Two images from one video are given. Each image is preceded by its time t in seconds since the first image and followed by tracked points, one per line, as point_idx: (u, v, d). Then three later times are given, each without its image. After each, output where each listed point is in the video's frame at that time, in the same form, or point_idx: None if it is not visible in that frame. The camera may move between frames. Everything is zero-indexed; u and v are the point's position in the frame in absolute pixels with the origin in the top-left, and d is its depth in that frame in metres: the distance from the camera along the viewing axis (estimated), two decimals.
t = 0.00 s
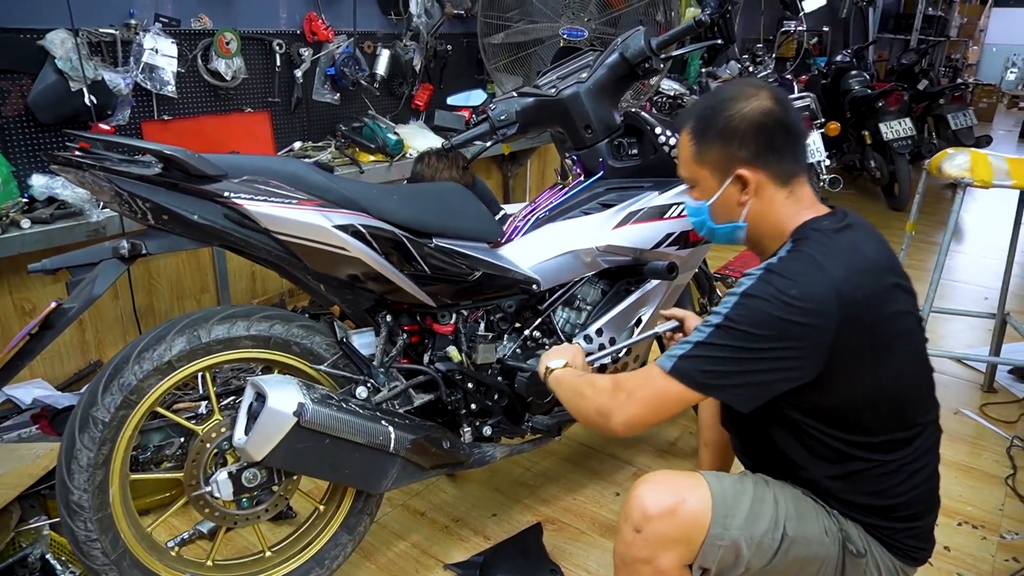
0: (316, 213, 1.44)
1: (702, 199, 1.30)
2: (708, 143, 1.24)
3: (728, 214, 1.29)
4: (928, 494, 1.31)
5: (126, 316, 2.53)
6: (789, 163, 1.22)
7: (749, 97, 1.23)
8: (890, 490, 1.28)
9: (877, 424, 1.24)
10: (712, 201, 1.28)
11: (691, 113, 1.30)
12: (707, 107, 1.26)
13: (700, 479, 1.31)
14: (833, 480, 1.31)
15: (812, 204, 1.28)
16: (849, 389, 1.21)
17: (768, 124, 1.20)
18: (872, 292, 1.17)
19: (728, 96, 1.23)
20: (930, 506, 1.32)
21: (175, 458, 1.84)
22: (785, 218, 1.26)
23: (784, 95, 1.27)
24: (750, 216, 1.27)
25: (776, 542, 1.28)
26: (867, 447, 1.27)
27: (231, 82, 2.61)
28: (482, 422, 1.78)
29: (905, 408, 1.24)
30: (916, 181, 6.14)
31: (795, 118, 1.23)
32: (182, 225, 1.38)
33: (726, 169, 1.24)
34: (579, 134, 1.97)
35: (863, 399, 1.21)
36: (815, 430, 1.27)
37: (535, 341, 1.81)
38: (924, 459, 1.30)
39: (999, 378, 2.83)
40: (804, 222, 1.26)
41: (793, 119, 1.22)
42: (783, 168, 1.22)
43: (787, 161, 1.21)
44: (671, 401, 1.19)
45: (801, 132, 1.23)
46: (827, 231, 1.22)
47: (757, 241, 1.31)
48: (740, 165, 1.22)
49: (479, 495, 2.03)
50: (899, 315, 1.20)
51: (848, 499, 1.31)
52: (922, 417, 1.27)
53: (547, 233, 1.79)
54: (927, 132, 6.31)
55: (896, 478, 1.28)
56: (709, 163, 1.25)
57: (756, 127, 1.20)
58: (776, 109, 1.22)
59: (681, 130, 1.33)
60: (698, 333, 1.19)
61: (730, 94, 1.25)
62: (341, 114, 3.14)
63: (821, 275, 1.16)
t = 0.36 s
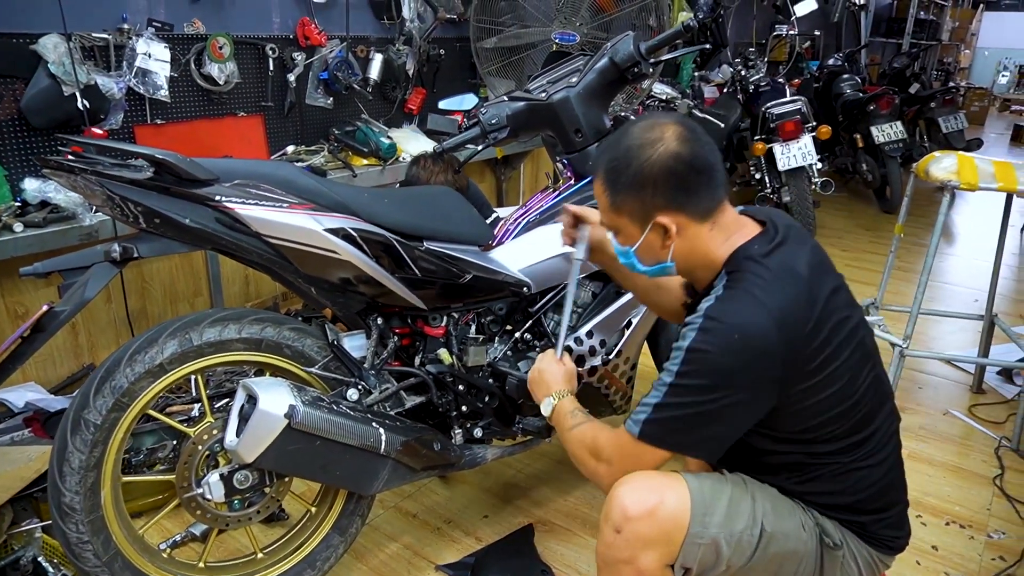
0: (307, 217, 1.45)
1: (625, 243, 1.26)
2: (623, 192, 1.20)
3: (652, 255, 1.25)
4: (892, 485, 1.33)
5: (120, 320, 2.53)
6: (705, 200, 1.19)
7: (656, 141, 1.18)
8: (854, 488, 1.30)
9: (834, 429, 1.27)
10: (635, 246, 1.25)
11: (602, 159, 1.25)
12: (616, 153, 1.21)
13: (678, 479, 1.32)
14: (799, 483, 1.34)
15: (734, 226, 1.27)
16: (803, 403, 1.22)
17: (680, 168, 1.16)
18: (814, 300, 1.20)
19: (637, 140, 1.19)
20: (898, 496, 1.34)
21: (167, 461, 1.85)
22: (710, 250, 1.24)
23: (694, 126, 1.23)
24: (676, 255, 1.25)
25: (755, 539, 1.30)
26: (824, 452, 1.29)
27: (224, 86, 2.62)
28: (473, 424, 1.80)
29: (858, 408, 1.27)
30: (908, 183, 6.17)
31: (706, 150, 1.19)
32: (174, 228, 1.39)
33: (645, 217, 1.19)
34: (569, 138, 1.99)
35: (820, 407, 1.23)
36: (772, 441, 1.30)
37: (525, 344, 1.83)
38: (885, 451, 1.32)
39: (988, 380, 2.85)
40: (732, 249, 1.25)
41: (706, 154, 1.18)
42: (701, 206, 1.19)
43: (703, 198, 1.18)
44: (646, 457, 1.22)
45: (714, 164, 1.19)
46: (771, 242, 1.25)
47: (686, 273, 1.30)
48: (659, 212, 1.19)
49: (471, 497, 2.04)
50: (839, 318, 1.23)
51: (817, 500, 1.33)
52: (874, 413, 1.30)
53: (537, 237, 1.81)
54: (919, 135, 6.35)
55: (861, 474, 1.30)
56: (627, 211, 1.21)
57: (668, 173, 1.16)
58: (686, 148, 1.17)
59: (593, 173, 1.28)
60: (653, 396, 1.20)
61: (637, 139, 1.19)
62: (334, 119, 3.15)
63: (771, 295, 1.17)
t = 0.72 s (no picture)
0: (304, 222, 1.46)
1: (582, 301, 1.24)
2: (571, 254, 1.16)
3: (610, 312, 1.24)
4: (882, 481, 1.35)
5: (117, 324, 2.54)
6: (658, 256, 1.16)
7: (599, 203, 1.15)
8: (847, 488, 1.32)
9: (817, 441, 1.28)
10: (593, 304, 1.23)
11: (548, 219, 1.21)
12: (561, 215, 1.18)
13: (675, 480, 1.29)
14: (793, 487, 1.35)
15: (693, 266, 1.26)
16: (787, 421, 1.23)
17: (627, 229, 1.13)
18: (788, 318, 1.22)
19: (580, 203, 1.15)
20: (888, 492, 1.37)
21: (165, 465, 1.86)
22: (670, 297, 1.23)
23: (639, 178, 1.20)
24: (635, 309, 1.23)
25: (751, 539, 1.30)
26: (813, 459, 1.30)
27: (221, 91, 2.63)
28: (470, 428, 1.81)
29: (838, 418, 1.29)
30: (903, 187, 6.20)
31: (652, 202, 1.16)
32: (171, 233, 1.39)
33: (597, 280, 1.17)
34: (564, 142, 2.00)
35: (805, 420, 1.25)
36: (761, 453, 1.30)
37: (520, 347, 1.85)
38: (871, 451, 1.34)
39: (983, 382, 2.86)
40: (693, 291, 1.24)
41: (651, 209, 1.15)
42: (654, 263, 1.16)
43: (655, 254, 1.16)
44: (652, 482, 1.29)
45: (662, 216, 1.17)
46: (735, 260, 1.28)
47: (648, 319, 1.29)
48: (611, 272, 1.16)
49: (468, 500, 2.05)
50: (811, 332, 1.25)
51: (811, 503, 1.35)
52: (854, 421, 1.32)
53: (533, 241, 1.82)
54: (914, 139, 6.38)
55: (850, 476, 1.32)
56: (578, 274, 1.18)
57: (615, 236, 1.13)
58: (630, 206, 1.14)
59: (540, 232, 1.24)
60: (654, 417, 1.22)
61: (580, 202, 1.16)
62: (331, 124, 3.16)
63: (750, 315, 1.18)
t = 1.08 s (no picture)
0: (304, 227, 1.47)
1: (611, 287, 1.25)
2: (606, 239, 1.18)
3: (637, 302, 1.25)
4: (892, 494, 1.36)
5: (117, 329, 2.54)
6: (693, 253, 1.16)
7: (642, 191, 1.15)
8: (860, 499, 1.33)
9: (839, 452, 1.28)
10: (621, 292, 1.24)
11: (588, 203, 1.22)
12: (602, 199, 1.19)
13: (679, 485, 1.31)
14: (807, 495, 1.35)
15: (727, 272, 1.25)
16: (810, 431, 1.23)
17: (666, 220, 1.14)
18: (811, 329, 1.22)
19: (623, 188, 1.16)
20: (897, 505, 1.37)
21: (164, 470, 1.86)
22: (699, 299, 1.23)
23: (685, 172, 1.21)
24: (662, 303, 1.24)
25: (753, 545, 1.31)
26: (832, 469, 1.30)
27: (220, 96, 2.63)
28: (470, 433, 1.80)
29: (858, 429, 1.28)
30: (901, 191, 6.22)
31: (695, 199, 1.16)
32: (173, 239, 1.40)
33: (628, 266, 1.18)
34: (564, 148, 2.01)
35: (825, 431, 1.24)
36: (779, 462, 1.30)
37: (520, 352, 1.85)
38: (886, 463, 1.35)
39: (981, 386, 2.87)
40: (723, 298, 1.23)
41: (694, 204, 1.16)
42: (688, 260, 1.16)
43: (690, 251, 1.16)
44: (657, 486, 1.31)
45: (704, 212, 1.17)
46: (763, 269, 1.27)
47: (674, 317, 1.29)
48: (642, 262, 1.17)
49: (468, 505, 2.05)
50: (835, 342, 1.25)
51: (822, 511, 1.35)
52: (875, 434, 1.32)
53: (532, 245, 1.82)
54: (911, 143, 6.40)
55: (866, 487, 1.32)
56: (610, 259, 1.19)
57: (652, 225, 1.14)
58: (672, 198, 1.15)
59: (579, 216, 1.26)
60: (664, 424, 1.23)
61: (623, 188, 1.17)
62: (330, 128, 3.17)
63: (773, 328, 1.18)
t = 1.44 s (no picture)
0: (306, 231, 1.46)
1: (662, 241, 1.35)
2: (665, 188, 1.27)
3: (685, 257, 1.33)
4: (911, 511, 1.36)
5: (115, 333, 2.53)
6: (744, 209, 1.24)
7: (706, 145, 1.25)
8: (881, 509, 1.33)
9: (864, 454, 1.29)
10: (670, 245, 1.33)
11: (652, 158, 1.32)
12: (666, 152, 1.29)
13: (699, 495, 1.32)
14: (828, 501, 1.35)
15: (773, 246, 1.32)
16: (837, 429, 1.25)
17: (724, 173, 1.22)
18: (852, 325, 1.23)
19: (688, 141, 1.26)
20: (915, 524, 1.38)
21: (164, 474, 1.85)
22: (744, 263, 1.30)
23: (744, 141, 1.30)
24: (708, 260, 1.31)
25: (772, 560, 1.32)
26: (857, 473, 1.31)
27: (220, 100, 2.63)
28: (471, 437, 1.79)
29: (887, 435, 1.29)
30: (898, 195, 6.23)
31: (753, 163, 1.25)
32: (174, 242, 1.39)
33: (683, 215, 1.27)
34: (565, 151, 2.01)
35: (853, 429, 1.26)
36: (808, 461, 1.31)
37: (522, 356, 1.84)
38: (911, 479, 1.35)
39: (980, 389, 2.87)
40: (763, 271, 1.30)
41: (752, 166, 1.24)
42: (739, 215, 1.24)
43: (742, 208, 1.24)
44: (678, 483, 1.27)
45: (760, 174, 1.25)
46: (808, 258, 1.29)
47: (718, 283, 1.35)
48: (695, 214, 1.26)
49: (469, 508, 2.04)
50: (875, 343, 1.26)
51: (841, 520, 1.36)
52: (903, 450, 1.33)
53: (533, 249, 1.82)
54: (909, 146, 6.41)
55: (889, 499, 1.33)
56: (666, 208, 1.28)
57: (711, 176, 1.23)
58: (734, 155, 1.24)
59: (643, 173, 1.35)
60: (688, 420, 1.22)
61: (687, 141, 1.27)
62: (330, 132, 3.17)
63: (810, 315, 1.20)
